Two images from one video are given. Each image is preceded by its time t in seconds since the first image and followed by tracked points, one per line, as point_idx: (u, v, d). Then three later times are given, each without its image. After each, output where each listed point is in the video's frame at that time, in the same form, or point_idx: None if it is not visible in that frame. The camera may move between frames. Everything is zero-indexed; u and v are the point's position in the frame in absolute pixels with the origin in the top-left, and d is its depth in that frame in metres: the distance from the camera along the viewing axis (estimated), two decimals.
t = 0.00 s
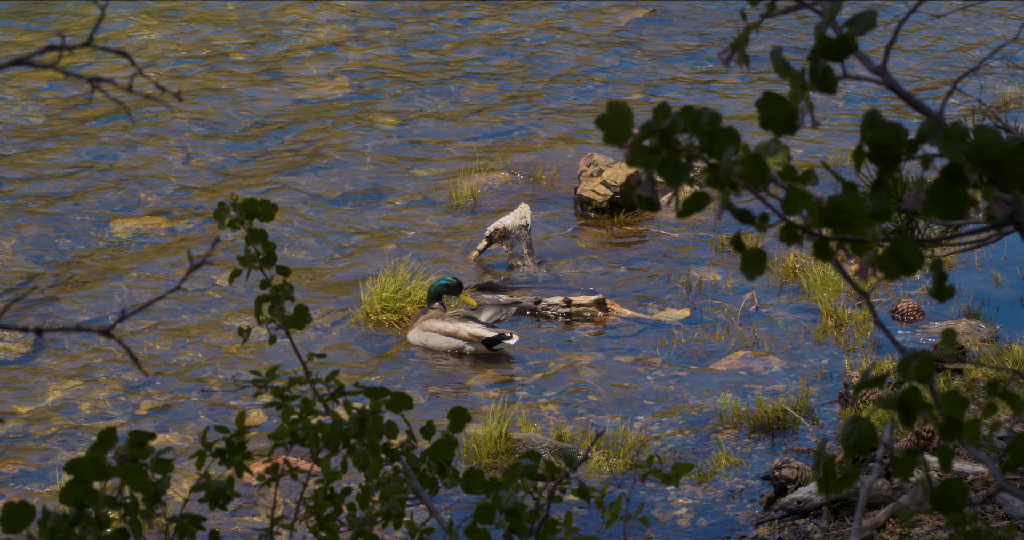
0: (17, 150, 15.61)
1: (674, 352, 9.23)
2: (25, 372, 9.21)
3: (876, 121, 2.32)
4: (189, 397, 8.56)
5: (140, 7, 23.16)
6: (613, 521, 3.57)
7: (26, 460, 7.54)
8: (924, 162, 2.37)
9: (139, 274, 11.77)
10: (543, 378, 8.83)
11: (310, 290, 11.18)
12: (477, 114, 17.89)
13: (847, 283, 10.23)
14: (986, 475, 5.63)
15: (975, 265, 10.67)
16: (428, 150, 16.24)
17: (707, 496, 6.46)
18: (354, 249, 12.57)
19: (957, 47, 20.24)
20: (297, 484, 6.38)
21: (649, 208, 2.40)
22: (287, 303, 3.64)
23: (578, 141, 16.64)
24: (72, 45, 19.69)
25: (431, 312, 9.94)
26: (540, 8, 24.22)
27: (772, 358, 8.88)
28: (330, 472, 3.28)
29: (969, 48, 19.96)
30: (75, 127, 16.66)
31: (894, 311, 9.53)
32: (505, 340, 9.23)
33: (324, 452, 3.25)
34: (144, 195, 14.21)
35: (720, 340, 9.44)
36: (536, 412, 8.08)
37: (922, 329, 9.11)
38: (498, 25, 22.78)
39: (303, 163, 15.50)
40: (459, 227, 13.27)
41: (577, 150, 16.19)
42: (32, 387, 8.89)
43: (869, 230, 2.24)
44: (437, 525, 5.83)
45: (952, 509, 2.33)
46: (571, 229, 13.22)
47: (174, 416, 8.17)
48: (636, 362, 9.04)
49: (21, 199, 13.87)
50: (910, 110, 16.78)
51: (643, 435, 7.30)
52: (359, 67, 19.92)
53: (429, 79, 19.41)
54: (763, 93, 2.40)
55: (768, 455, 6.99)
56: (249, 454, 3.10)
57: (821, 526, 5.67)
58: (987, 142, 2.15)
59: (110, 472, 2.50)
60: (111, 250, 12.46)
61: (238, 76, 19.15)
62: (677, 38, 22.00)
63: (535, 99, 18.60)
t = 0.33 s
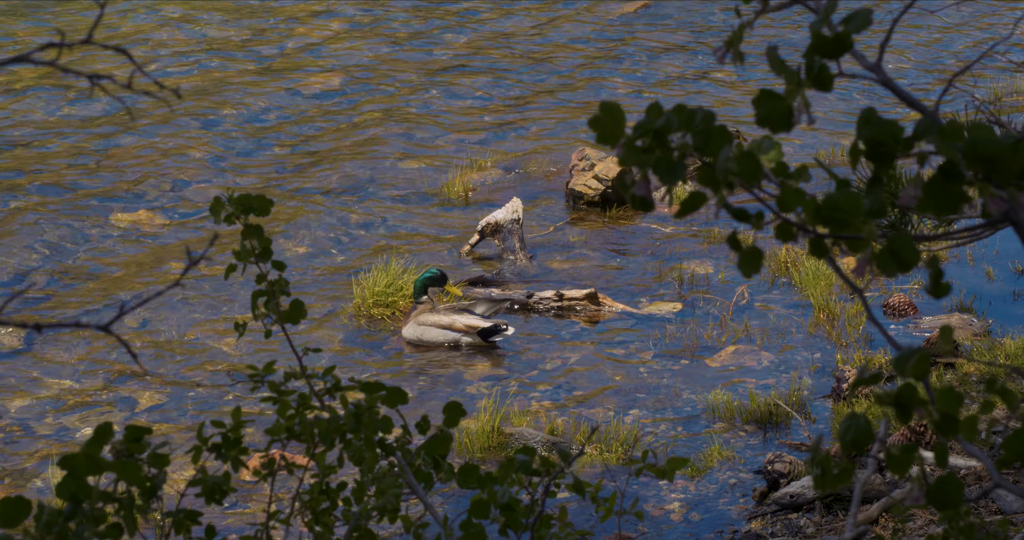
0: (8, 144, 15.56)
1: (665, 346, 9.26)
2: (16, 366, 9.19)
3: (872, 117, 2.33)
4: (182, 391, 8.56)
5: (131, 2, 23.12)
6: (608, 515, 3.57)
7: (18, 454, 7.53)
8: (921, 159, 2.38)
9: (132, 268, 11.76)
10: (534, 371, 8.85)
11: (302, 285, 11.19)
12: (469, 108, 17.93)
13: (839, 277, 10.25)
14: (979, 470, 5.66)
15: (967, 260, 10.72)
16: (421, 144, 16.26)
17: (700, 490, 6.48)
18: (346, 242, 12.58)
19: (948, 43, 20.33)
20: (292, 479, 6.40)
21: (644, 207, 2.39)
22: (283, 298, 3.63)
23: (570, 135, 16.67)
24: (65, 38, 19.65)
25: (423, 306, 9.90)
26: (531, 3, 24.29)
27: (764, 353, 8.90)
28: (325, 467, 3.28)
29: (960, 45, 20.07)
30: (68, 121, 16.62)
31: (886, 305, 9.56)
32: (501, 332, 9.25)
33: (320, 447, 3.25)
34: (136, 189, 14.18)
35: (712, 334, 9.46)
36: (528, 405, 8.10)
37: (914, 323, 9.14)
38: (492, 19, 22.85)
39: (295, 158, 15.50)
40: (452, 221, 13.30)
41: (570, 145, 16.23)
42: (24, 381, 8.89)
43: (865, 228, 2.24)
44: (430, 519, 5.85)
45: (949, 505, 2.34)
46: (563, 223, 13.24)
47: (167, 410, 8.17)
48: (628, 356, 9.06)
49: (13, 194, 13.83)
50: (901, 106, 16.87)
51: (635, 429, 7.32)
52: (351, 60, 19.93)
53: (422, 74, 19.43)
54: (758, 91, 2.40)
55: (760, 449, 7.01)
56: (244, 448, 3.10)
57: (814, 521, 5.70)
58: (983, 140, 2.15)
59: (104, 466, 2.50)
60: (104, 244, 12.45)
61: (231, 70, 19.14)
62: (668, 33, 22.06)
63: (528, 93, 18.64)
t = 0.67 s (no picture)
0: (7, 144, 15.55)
1: (663, 346, 9.26)
2: (14, 366, 9.18)
3: (872, 119, 2.33)
4: (180, 391, 8.56)
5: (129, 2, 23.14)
6: (607, 514, 3.55)
7: (16, 454, 7.53)
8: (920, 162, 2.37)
9: (130, 269, 11.74)
10: (531, 371, 8.85)
11: (299, 284, 11.19)
12: (467, 107, 17.95)
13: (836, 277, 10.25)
14: (976, 469, 5.66)
15: (964, 260, 10.73)
16: (419, 144, 16.28)
17: (697, 490, 6.48)
18: (343, 241, 12.58)
19: (944, 44, 20.41)
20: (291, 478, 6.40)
21: (647, 208, 2.39)
22: (282, 298, 3.63)
23: (567, 135, 16.70)
24: (64, 38, 19.64)
25: (420, 307, 9.84)
26: (528, 4, 24.35)
27: (761, 353, 8.91)
28: (325, 466, 3.28)
29: (956, 46, 20.14)
30: (66, 121, 16.61)
31: (884, 305, 9.57)
32: (499, 332, 9.24)
33: (319, 447, 3.24)
34: (135, 188, 14.17)
35: (709, 333, 9.46)
36: (525, 405, 8.10)
37: (911, 322, 9.14)
38: (491, 20, 22.85)
39: (294, 157, 15.51)
40: (450, 221, 13.30)
41: (568, 145, 16.24)
42: (22, 381, 8.88)
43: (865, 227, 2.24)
44: (431, 519, 5.85)
45: (949, 506, 2.34)
46: (560, 223, 13.25)
47: (165, 410, 8.17)
48: (625, 355, 9.06)
49: (11, 194, 13.82)
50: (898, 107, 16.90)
51: (633, 429, 7.32)
52: (350, 60, 19.96)
53: (421, 75, 19.45)
54: (759, 93, 2.40)
55: (757, 448, 7.01)
56: (243, 447, 3.10)
57: (811, 520, 5.70)
58: (982, 141, 2.15)
59: (105, 466, 2.50)
60: (101, 243, 12.43)
61: (229, 70, 19.16)
62: (666, 33, 22.13)
63: (525, 93, 18.69)
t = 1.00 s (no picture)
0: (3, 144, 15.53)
1: (658, 346, 9.26)
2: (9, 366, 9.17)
3: (869, 118, 2.32)
4: (175, 391, 8.54)
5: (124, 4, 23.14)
6: (605, 514, 3.55)
7: (11, 454, 7.52)
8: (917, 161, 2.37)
9: (125, 269, 11.71)
10: (526, 371, 8.85)
11: (295, 284, 11.19)
12: (462, 107, 17.96)
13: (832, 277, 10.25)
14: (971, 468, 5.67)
15: (959, 260, 10.73)
16: (414, 144, 16.29)
17: (693, 491, 6.48)
18: (338, 241, 12.59)
19: (938, 44, 20.45)
20: (288, 479, 6.40)
21: (641, 209, 2.38)
22: (281, 298, 3.62)
23: (562, 135, 16.72)
24: (58, 40, 19.62)
25: (415, 307, 9.87)
26: (521, 4, 24.36)
27: (757, 353, 8.91)
28: (324, 467, 3.27)
29: (950, 46, 20.18)
30: (62, 121, 16.60)
31: (879, 305, 9.57)
32: (494, 334, 9.24)
33: (318, 447, 3.24)
34: (131, 188, 14.16)
35: (705, 334, 9.46)
36: (520, 405, 8.10)
37: (906, 322, 9.14)
38: (486, 21, 22.79)
39: (290, 157, 15.51)
40: (446, 221, 13.30)
41: (564, 145, 16.24)
42: (18, 382, 8.87)
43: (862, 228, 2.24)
44: (429, 520, 5.84)
45: (947, 505, 2.34)
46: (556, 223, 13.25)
47: (161, 411, 8.16)
48: (620, 355, 9.06)
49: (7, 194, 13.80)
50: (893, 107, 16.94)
51: (629, 429, 7.31)
52: (345, 60, 19.97)
53: (417, 75, 19.44)
54: (754, 93, 2.39)
55: (753, 448, 7.01)
56: (243, 448, 3.09)
57: (807, 520, 5.69)
58: (979, 142, 2.15)
59: (105, 467, 2.49)
60: (97, 244, 12.41)
61: (224, 70, 19.16)
62: (660, 34, 22.16)
63: (520, 92, 18.71)
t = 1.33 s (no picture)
0: None
1: (654, 345, 9.26)
2: (5, 366, 9.17)
3: (878, 116, 2.32)
4: (172, 391, 8.54)
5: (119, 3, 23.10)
6: (605, 513, 3.54)
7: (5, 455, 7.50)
8: (925, 158, 2.37)
9: (122, 268, 11.71)
10: (522, 371, 8.85)
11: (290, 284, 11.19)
12: (459, 106, 17.95)
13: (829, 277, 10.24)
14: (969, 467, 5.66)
15: (956, 259, 10.70)
16: (411, 144, 16.29)
17: (690, 490, 6.47)
18: (334, 241, 12.58)
19: (935, 43, 20.42)
20: (286, 480, 6.39)
21: (649, 204, 2.36)
22: (283, 297, 3.62)
23: (559, 134, 16.71)
24: (54, 40, 19.59)
25: (411, 307, 9.87)
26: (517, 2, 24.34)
27: (754, 352, 8.90)
28: (324, 466, 3.27)
29: (947, 45, 20.16)
30: (59, 121, 16.57)
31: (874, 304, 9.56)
32: (490, 334, 9.23)
33: (320, 446, 3.23)
34: (129, 188, 14.14)
35: (702, 333, 9.46)
36: (516, 405, 8.09)
37: (903, 322, 9.13)
38: (484, 20, 22.72)
39: (287, 156, 15.50)
40: (444, 220, 13.28)
41: (562, 145, 16.22)
42: (14, 381, 8.86)
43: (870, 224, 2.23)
44: (430, 519, 5.84)
45: (952, 503, 2.34)
46: (552, 223, 13.26)
47: (157, 411, 8.15)
48: (617, 355, 9.05)
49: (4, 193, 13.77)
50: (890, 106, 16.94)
51: (626, 428, 7.30)
52: (342, 60, 19.97)
53: (414, 75, 19.39)
54: (764, 89, 2.38)
55: (751, 448, 7.00)
56: (243, 447, 3.09)
57: (804, 520, 5.68)
58: (987, 141, 2.15)
59: (107, 467, 2.49)
60: (94, 243, 12.40)
61: (221, 69, 19.16)
62: (656, 33, 22.14)
63: (516, 91, 18.70)
